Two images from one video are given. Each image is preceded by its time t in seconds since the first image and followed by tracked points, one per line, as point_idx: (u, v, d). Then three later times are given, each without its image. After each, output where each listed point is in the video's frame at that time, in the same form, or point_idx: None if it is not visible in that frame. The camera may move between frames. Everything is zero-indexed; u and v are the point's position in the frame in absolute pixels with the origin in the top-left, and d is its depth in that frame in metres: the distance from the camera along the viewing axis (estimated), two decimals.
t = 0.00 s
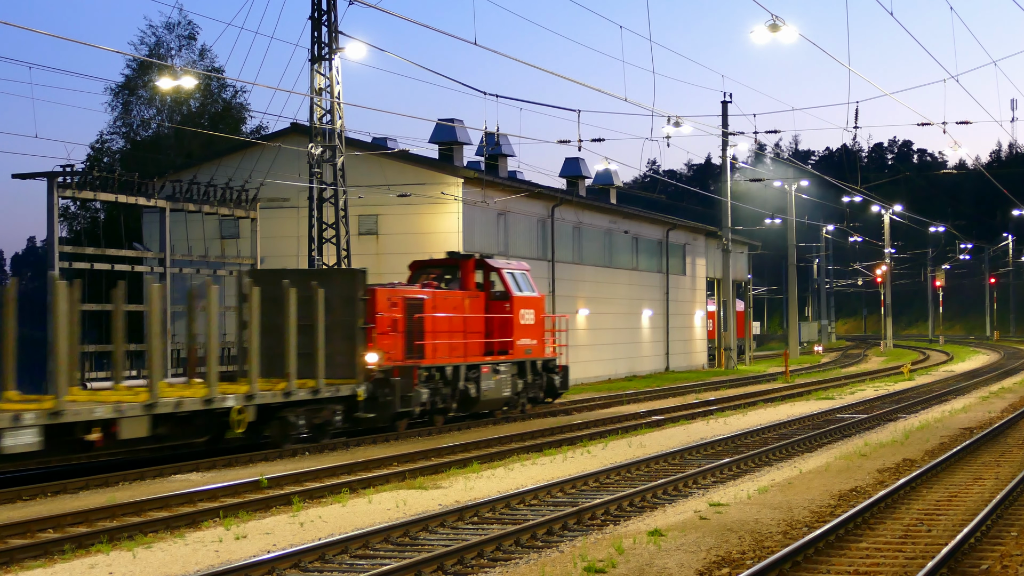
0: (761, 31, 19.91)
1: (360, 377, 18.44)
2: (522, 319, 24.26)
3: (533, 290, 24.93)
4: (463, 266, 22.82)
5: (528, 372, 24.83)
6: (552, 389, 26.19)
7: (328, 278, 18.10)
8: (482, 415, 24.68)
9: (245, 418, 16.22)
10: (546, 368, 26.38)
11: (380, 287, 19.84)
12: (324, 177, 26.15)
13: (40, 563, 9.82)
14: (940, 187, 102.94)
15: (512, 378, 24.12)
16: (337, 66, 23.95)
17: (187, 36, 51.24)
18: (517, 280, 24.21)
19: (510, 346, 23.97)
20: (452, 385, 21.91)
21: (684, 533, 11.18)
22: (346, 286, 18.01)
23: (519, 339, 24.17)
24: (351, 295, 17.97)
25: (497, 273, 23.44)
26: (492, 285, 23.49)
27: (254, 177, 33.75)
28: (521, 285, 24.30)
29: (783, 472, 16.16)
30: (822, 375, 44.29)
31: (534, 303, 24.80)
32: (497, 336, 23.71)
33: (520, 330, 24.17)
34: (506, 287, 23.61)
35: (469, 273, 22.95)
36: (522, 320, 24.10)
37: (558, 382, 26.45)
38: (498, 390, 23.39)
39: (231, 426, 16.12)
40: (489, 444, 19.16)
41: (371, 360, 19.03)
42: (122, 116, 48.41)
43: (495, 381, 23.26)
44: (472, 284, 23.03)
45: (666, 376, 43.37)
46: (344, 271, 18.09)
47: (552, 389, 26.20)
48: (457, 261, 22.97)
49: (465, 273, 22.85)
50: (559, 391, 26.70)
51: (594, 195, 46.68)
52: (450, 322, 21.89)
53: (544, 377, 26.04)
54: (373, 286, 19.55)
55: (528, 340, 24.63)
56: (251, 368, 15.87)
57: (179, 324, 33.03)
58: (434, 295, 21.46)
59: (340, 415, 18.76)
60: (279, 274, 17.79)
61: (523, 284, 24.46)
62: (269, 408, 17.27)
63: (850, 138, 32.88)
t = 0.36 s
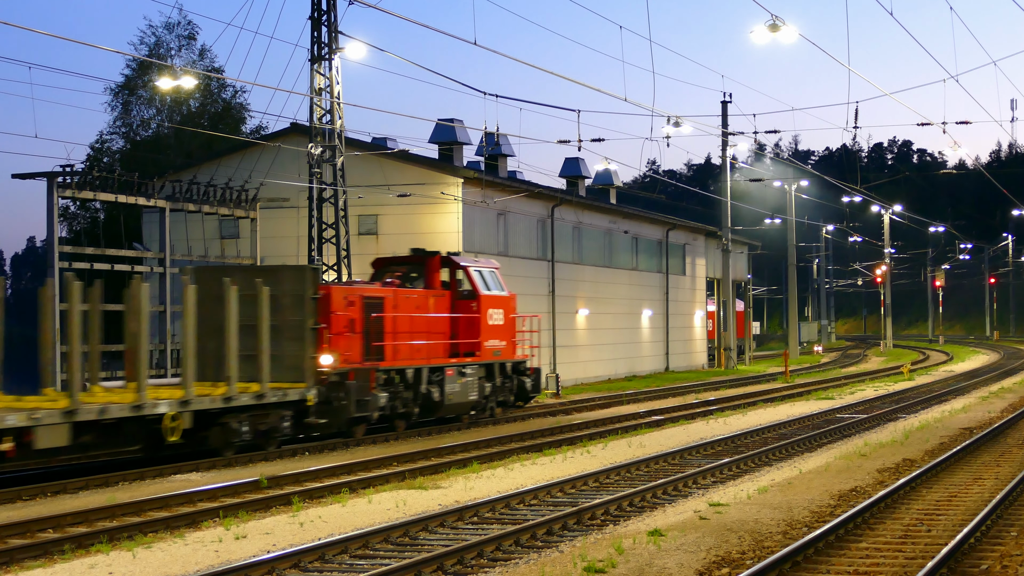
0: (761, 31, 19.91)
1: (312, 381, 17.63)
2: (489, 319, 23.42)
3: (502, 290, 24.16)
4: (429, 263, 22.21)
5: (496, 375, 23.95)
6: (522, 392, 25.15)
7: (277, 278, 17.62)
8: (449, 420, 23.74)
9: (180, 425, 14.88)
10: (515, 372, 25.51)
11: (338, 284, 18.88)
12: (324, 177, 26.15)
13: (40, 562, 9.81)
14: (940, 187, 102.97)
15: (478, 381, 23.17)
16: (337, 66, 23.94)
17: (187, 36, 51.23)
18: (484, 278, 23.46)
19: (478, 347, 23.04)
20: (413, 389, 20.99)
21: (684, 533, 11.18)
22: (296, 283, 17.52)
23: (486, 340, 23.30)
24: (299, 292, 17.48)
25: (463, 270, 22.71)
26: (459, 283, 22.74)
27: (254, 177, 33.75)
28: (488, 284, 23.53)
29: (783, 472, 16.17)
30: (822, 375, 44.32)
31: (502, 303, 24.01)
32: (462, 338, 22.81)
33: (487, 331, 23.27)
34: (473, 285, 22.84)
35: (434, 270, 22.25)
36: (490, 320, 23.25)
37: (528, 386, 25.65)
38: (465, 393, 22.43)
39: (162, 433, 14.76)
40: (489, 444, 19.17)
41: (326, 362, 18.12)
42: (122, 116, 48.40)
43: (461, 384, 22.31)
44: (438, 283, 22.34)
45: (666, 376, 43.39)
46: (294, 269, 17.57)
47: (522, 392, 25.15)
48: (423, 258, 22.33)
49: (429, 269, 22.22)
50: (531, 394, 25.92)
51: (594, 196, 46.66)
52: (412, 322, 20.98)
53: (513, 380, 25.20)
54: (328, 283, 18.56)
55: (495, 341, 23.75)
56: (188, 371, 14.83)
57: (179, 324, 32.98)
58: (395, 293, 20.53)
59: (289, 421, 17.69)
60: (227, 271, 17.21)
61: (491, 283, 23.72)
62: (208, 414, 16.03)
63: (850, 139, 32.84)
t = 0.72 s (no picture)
0: (761, 31, 19.90)
1: (259, 387, 16.36)
2: (456, 319, 22.03)
3: (469, 290, 22.81)
4: (390, 260, 20.84)
5: (463, 379, 22.49)
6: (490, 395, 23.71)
7: (222, 277, 16.13)
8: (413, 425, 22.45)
9: (106, 433, 14.08)
10: (484, 375, 24.00)
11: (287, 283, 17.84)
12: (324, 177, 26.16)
13: (40, 562, 9.81)
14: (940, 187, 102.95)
15: (443, 385, 21.77)
16: (337, 66, 23.95)
17: (187, 36, 51.20)
18: (450, 276, 22.07)
19: (442, 349, 21.63)
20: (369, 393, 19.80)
21: (685, 533, 11.18)
22: (239, 282, 16.05)
23: (452, 341, 21.91)
24: (243, 290, 16.02)
25: (427, 268, 21.32)
26: (422, 281, 21.36)
27: (253, 177, 33.75)
28: (455, 282, 22.13)
29: (783, 472, 16.17)
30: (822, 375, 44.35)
31: (469, 302, 22.64)
32: (426, 338, 21.45)
33: (453, 331, 21.90)
34: (438, 284, 21.46)
35: (396, 268, 20.88)
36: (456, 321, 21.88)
37: (498, 390, 24.11)
38: (427, 398, 21.05)
39: (87, 442, 14.03)
40: (489, 444, 19.16)
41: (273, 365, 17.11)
42: (122, 116, 48.37)
43: (424, 389, 20.97)
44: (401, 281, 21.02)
45: (666, 376, 43.39)
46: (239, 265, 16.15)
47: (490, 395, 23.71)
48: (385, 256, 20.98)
49: (391, 267, 20.86)
50: (502, 398, 24.39)
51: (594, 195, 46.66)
52: (370, 323, 19.77)
53: (480, 384, 23.66)
54: (278, 281, 17.58)
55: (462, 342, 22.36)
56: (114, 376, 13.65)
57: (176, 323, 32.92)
58: (352, 292, 19.41)
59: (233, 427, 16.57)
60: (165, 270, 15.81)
61: (458, 282, 22.36)
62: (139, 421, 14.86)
63: (850, 138, 32.78)
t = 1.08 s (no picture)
0: (761, 31, 19.89)
1: (197, 391, 15.36)
2: (417, 319, 20.92)
3: (433, 289, 21.74)
4: (347, 257, 19.95)
5: (425, 382, 21.36)
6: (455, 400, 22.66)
7: (159, 276, 15.10)
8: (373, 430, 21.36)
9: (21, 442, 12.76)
10: (449, 379, 22.84)
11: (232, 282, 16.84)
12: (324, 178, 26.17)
13: (40, 562, 9.81)
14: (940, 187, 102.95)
15: (403, 389, 20.65)
16: (337, 66, 23.95)
17: (187, 36, 51.18)
18: (413, 274, 21.00)
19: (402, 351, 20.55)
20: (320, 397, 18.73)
21: (684, 533, 11.18)
22: (177, 280, 15.07)
23: (413, 343, 20.80)
24: (180, 288, 15.05)
25: (387, 266, 20.23)
26: (382, 279, 20.29)
27: (253, 177, 33.75)
28: (416, 280, 21.06)
29: (783, 472, 16.17)
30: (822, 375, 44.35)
31: (433, 302, 21.56)
32: (384, 340, 20.37)
33: (415, 332, 20.80)
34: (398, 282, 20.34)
35: (351, 265, 19.94)
36: (417, 321, 20.78)
37: (464, 395, 22.92)
38: (385, 402, 19.95)
39: None
40: (488, 444, 19.15)
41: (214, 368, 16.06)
42: (122, 116, 48.33)
43: (382, 393, 19.88)
44: (356, 279, 19.98)
45: (666, 376, 43.41)
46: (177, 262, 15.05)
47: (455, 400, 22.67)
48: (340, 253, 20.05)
49: (346, 264, 19.94)
50: (469, 402, 23.21)
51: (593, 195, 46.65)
52: (322, 324, 18.77)
53: (444, 389, 22.46)
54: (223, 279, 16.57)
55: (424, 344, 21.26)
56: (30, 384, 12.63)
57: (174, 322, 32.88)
58: (303, 291, 18.38)
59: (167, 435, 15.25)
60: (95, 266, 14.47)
61: (422, 281, 21.29)
62: (60, 430, 13.75)
63: (851, 138, 32.74)
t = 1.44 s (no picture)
0: (761, 31, 19.88)
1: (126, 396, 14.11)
2: (374, 319, 19.56)
3: (394, 287, 20.46)
4: (299, 254, 18.86)
5: (384, 386, 20.10)
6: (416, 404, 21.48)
7: (87, 274, 13.93)
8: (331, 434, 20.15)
9: None
10: (411, 381, 21.57)
11: (170, 280, 15.64)
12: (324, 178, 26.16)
13: (40, 562, 9.82)
14: (940, 187, 102.93)
15: (358, 394, 19.43)
16: (337, 66, 23.96)
17: (187, 36, 51.17)
18: (371, 272, 19.76)
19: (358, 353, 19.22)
20: (266, 401, 17.57)
21: (684, 533, 11.18)
22: (106, 276, 13.95)
23: (370, 344, 19.45)
24: (109, 285, 13.94)
25: (342, 262, 18.95)
26: (337, 276, 19.00)
27: (253, 178, 33.74)
28: (374, 278, 19.77)
29: (782, 472, 16.18)
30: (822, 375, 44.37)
31: (393, 301, 20.29)
32: (338, 341, 19.11)
33: (372, 333, 19.52)
34: (354, 279, 19.07)
35: (304, 262, 18.82)
36: (375, 321, 19.46)
37: (426, 398, 21.68)
38: (338, 407, 18.79)
39: None
40: (488, 444, 19.15)
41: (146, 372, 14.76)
42: (122, 116, 48.29)
43: (335, 398, 18.72)
44: (308, 277, 18.79)
45: (666, 376, 43.43)
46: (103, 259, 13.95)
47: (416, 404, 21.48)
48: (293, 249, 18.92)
49: (299, 261, 18.83)
50: (433, 406, 21.96)
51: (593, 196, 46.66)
52: (269, 325, 17.57)
53: (404, 392, 21.20)
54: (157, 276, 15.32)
55: (382, 345, 19.87)
56: None
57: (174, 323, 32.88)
58: (247, 290, 17.19)
59: (94, 444, 13.97)
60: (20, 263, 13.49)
61: (381, 278, 20.04)
62: None
63: (850, 138, 32.71)
